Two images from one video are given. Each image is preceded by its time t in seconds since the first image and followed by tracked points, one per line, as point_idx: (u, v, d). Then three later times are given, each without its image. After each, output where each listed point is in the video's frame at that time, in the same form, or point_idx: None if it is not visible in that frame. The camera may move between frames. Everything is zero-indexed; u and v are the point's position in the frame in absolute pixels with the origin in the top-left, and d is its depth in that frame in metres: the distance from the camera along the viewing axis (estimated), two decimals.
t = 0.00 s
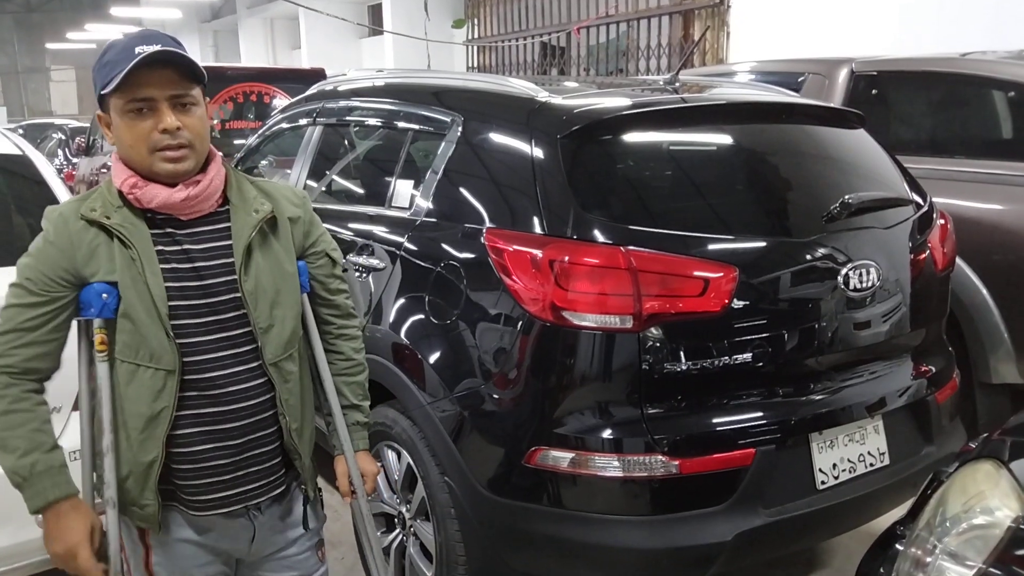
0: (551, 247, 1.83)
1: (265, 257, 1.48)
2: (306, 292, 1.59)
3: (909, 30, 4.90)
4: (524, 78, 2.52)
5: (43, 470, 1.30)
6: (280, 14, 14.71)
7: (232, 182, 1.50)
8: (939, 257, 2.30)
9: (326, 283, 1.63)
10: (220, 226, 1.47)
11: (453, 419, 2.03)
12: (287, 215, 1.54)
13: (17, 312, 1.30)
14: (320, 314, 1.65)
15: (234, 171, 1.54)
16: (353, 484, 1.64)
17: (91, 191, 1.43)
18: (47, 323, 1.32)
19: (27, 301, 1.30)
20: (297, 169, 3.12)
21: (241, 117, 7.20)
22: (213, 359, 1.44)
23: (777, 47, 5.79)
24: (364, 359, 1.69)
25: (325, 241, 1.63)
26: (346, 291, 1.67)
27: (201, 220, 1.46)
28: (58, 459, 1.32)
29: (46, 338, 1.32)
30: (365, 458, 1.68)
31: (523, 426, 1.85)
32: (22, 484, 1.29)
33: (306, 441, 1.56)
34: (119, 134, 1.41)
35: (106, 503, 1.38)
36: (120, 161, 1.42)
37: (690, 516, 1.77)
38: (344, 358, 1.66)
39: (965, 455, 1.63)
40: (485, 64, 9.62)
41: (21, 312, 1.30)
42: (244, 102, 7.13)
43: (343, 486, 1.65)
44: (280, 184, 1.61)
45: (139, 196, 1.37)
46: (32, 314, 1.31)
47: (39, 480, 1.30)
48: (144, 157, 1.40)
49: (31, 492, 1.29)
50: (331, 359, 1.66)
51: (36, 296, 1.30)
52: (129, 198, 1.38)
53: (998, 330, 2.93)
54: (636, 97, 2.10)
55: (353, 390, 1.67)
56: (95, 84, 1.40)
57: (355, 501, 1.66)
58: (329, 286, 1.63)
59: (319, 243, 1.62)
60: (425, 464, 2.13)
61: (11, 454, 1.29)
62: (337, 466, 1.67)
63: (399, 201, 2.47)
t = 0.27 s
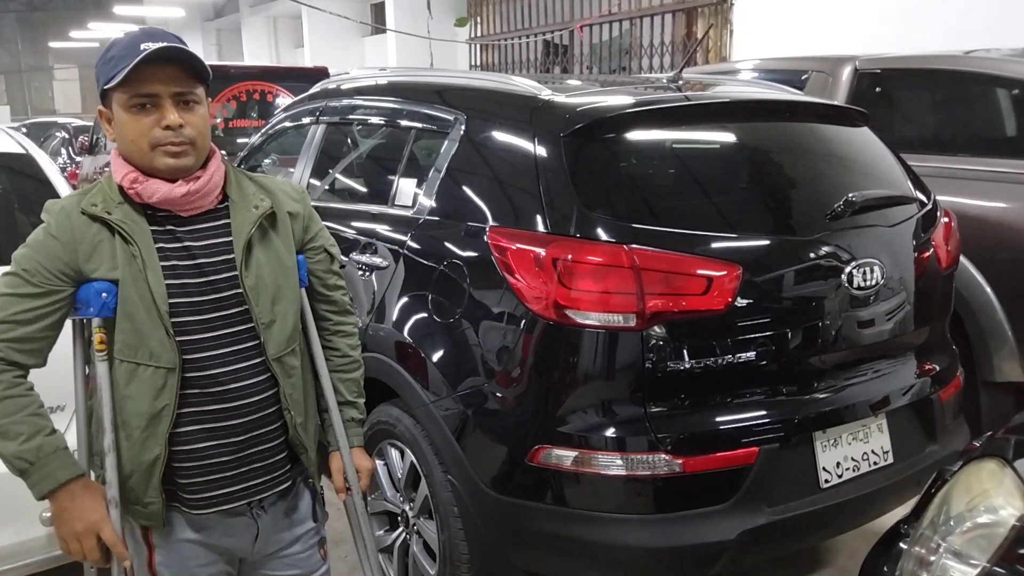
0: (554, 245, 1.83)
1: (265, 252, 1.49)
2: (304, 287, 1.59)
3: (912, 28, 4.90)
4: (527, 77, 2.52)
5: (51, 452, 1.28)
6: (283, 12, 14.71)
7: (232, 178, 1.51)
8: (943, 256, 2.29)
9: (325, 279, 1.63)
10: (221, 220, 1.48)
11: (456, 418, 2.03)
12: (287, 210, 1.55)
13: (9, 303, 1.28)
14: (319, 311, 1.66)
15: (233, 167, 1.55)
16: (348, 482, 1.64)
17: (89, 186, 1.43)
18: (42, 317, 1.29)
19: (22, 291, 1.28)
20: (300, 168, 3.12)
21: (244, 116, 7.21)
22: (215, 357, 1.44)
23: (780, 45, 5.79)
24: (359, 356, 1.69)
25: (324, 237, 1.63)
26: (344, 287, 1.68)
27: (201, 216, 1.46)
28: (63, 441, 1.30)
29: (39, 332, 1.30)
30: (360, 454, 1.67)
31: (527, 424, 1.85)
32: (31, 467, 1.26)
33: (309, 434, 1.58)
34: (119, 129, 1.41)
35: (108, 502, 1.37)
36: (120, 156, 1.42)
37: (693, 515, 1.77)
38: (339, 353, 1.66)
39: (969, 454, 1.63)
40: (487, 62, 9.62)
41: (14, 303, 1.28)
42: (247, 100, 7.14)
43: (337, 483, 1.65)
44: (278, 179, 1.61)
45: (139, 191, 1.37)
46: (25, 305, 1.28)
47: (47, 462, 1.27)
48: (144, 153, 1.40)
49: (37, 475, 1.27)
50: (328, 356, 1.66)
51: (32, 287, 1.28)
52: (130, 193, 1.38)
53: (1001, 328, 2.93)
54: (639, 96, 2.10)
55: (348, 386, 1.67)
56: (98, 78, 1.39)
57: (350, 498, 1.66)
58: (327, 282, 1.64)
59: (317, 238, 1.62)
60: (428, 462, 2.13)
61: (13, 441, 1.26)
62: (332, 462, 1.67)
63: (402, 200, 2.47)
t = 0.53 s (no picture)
0: (555, 244, 1.83)
1: (268, 251, 1.49)
2: (306, 286, 1.59)
3: (914, 26, 4.89)
4: (528, 75, 2.52)
5: (74, 473, 1.32)
6: (284, 11, 14.71)
7: (234, 177, 1.51)
8: (945, 254, 2.29)
9: (326, 279, 1.63)
10: (226, 219, 1.48)
11: (457, 416, 2.03)
12: (289, 208, 1.55)
13: (21, 312, 1.28)
14: (319, 310, 1.66)
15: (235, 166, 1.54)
16: (344, 483, 1.64)
17: (92, 185, 1.42)
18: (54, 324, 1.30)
19: (33, 299, 1.28)
20: (301, 166, 3.12)
21: (246, 114, 7.21)
22: (220, 356, 1.43)
23: (782, 43, 5.78)
24: (358, 356, 1.70)
25: (325, 236, 1.63)
26: (345, 286, 1.68)
27: (207, 214, 1.46)
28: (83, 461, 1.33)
29: (53, 337, 1.31)
30: (357, 456, 1.68)
31: (528, 423, 1.85)
32: (52, 489, 1.30)
33: (313, 434, 1.59)
34: (127, 126, 1.40)
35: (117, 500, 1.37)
36: (126, 153, 1.41)
37: (695, 514, 1.76)
38: (338, 354, 1.66)
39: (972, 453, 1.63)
40: (489, 61, 9.61)
41: (27, 313, 1.28)
42: (248, 99, 7.15)
43: (333, 484, 1.65)
44: (279, 177, 1.61)
45: (146, 190, 1.37)
46: (37, 312, 1.29)
47: (70, 484, 1.31)
48: (152, 151, 1.39)
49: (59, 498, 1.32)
50: (327, 356, 1.66)
51: (43, 293, 1.28)
52: (135, 192, 1.38)
53: (1004, 326, 2.92)
54: (640, 94, 2.10)
55: (347, 387, 1.66)
56: (107, 74, 1.39)
57: (345, 499, 1.66)
58: (328, 282, 1.64)
59: (319, 237, 1.62)
60: (429, 461, 2.13)
61: (36, 461, 1.29)
62: (328, 463, 1.66)
63: (403, 198, 2.47)
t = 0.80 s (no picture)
0: (555, 242, 1.83)
1: (275, 251, 1.49)
2: (311, 286, 1.59)
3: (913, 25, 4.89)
4: (527, 73, 2.52)
5: (85, 485, 1.34)
6: (284, 10, 14.71)
7: (242, 177, 1.50)
8: (945, 253, 2.29)
9: (332, 279, 1.63)
10: (233, 219, 1.48)
11: (458, 415, 2.02)
12: (297, 208, 1.54)
13: (33, 317, 1.30)
14: (324, 311, 1.65)
15: (243, 166, 1.54)
16: (348, 483, 1.64)
17: (100, 185, 1.41)
18: (65, 326, 1.31)
19: (44, 302, 1.29)
20: (301, 165, 3.12)
21: (246, 113, 7.21)
22: (224, 357, 1.43)
23: (782, 41, 5.78)
24: (362, 357, 1.70)
25: (331, 236, 1.63)
26: (351, 287, 1.67)
27: (216, 214, 1.46)
28: (97, 473, 1.36)
29: (65, 340, 1.32)
30: (362, 457, 1.69)
31: (529, 422, 1.85)
32: (64, 500, 1.33)
33: (317, 435, 1.59)
34: (137, 124, 1.40)
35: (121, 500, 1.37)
36: (135, 151, 1.41)
37: (696, 514, 1.76)
38: (343, 356, 1.66)
39: (973, 452, 1.62)
40: (488, 60, 9.62)
41: (38, 318, 1.30)
42: (248, 98, 7.15)
43: (337, 485, 1.65)
44: (286, 177, 1.60)
45: (154, 190, 1.37)
46: (47, 316, 1.30)
47: (81, 495, 1.34)
48: (162, 149, 1.39)
49: (72, 506, 1.35)
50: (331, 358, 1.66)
51: (52, 296, 1.28)
52: (144, 192, 1.38)
53: (1003, 325, 2.92)
54: (640, 92, 2.10)
55: (350, 389, 1.67)
56: (118, 71, 1.38)
57: (349, 499, 1.66)
58: (333, 282, 1.63)
59: (325, 238, 1.62)
60: (429, 460, 2.13)
61: (50, 471, 1.32)
62: (332, 464, 1.67)
63: (403, 197, 2.47)
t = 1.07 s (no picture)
0: (554, 242, 1.83)
1: (280, 251, 1.48)
2: (316, 286, 1.59)
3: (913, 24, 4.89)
4: (527, 73, 2.52)
5: (87, 485, 1.34)
6: (284, 9, 14.71)
7: (250, 177, 1.50)
8: (945, 253, 2.29)
9: (337, 279, 1.63)
10: (240, 218, 1.48)
11: (457, 415, 2.02)
12: (303, 209, 1.54)
13: (37, 315, 1.30)
14: (328, 311, 1.65)
15: (250, 165, 1.54)
16: (351, 483, 1.64)
17: (106, 184, 1.42)
18: (69, 326, 1.31)
19: (48, 301, 1.29)
20: (300, 164, 3.12)
21: (246, 113, 7.21)
22: (228, 357, 1.43)
23: (781, 41, 5.78)
24: (365, 357, 1.70)
25: (337, 236, 1.63)
26: (355, 288, 1.67)
27: (223, 213, 1.46)
28: (99, 473, 1.36)
29: (69, 339, 1.32)
30: (365, 457, 1.69)
31: (528, 422, 1.85)
32: (66, 499, 1.33)
33: (321, 435, 1.59)
34: (146, 121, 1.40)
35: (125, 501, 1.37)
36: (143, 149, 1.41)
37: (696, 514, 1.76)
38: (347, 356, 1.66)
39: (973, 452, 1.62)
40: (488, 59, 9.62)
41: (42, 317, 1.30)
42: (248, 97, 7.15)
43: (340, 484, 1.65)
44: (293, 177, 1.60)
45: (162, 189, 1.37)
46: (51, 315, 1.30)
47: (83, 495, 1.34)
48: (170, 146, 1.39)
49: (74, 506, 1.34)
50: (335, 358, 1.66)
51: (56, 295, 1.28)
52: (151, 191, 1.38)
53: (1002, 325, 2.92)
54: (639, 92, 2.10)
55: (354, 390, 1.67)
56: (129, 68, 1.39)
57: (352, 499, 1.66)
58: (338, 282, 1.63)
59: (331, 238, 1.62)
60: (429, 460, 2.13)
61: (52, 470, 1.32)
62: (335, 464, 1.67)
63: (403, 197, 2.47)
